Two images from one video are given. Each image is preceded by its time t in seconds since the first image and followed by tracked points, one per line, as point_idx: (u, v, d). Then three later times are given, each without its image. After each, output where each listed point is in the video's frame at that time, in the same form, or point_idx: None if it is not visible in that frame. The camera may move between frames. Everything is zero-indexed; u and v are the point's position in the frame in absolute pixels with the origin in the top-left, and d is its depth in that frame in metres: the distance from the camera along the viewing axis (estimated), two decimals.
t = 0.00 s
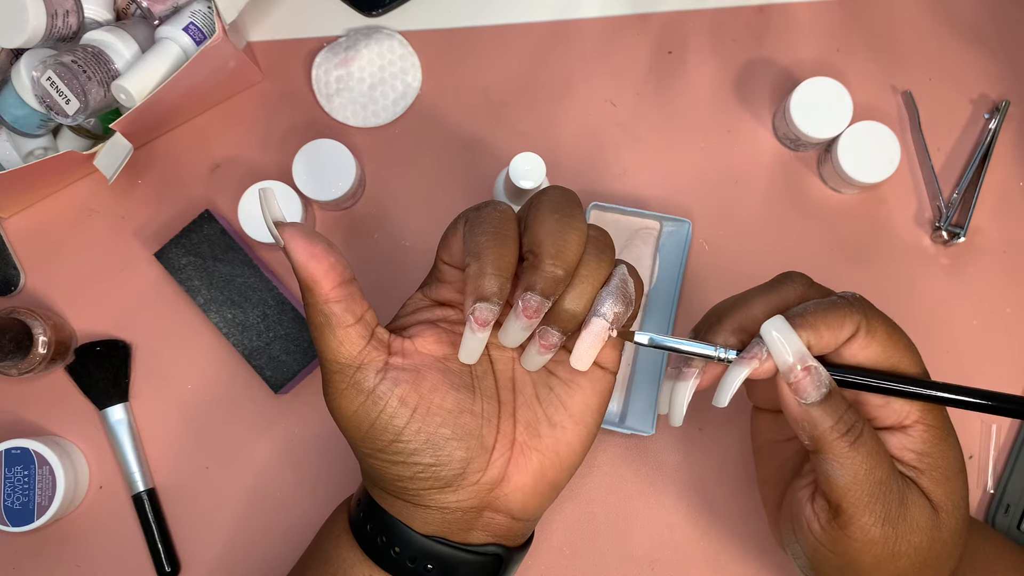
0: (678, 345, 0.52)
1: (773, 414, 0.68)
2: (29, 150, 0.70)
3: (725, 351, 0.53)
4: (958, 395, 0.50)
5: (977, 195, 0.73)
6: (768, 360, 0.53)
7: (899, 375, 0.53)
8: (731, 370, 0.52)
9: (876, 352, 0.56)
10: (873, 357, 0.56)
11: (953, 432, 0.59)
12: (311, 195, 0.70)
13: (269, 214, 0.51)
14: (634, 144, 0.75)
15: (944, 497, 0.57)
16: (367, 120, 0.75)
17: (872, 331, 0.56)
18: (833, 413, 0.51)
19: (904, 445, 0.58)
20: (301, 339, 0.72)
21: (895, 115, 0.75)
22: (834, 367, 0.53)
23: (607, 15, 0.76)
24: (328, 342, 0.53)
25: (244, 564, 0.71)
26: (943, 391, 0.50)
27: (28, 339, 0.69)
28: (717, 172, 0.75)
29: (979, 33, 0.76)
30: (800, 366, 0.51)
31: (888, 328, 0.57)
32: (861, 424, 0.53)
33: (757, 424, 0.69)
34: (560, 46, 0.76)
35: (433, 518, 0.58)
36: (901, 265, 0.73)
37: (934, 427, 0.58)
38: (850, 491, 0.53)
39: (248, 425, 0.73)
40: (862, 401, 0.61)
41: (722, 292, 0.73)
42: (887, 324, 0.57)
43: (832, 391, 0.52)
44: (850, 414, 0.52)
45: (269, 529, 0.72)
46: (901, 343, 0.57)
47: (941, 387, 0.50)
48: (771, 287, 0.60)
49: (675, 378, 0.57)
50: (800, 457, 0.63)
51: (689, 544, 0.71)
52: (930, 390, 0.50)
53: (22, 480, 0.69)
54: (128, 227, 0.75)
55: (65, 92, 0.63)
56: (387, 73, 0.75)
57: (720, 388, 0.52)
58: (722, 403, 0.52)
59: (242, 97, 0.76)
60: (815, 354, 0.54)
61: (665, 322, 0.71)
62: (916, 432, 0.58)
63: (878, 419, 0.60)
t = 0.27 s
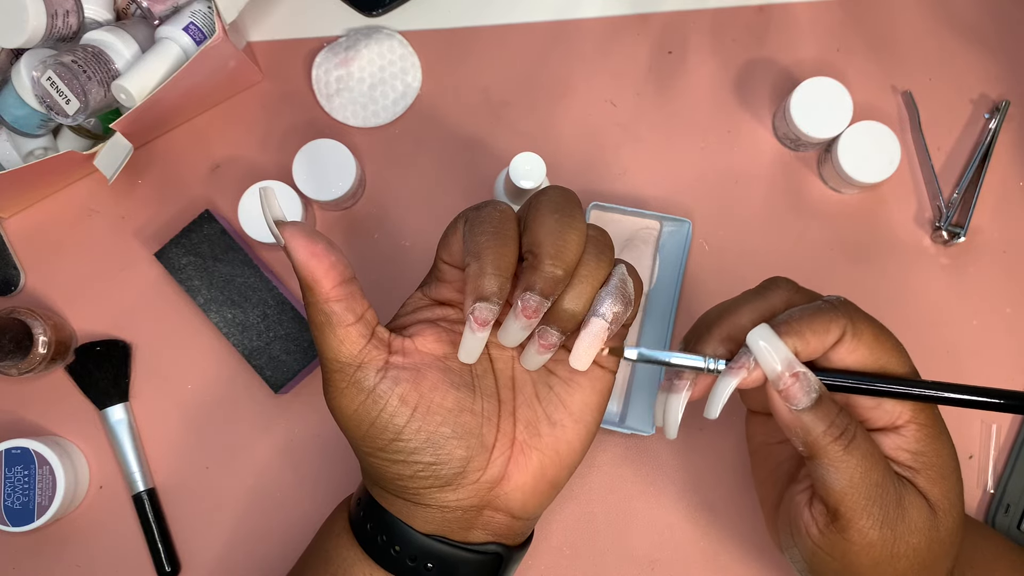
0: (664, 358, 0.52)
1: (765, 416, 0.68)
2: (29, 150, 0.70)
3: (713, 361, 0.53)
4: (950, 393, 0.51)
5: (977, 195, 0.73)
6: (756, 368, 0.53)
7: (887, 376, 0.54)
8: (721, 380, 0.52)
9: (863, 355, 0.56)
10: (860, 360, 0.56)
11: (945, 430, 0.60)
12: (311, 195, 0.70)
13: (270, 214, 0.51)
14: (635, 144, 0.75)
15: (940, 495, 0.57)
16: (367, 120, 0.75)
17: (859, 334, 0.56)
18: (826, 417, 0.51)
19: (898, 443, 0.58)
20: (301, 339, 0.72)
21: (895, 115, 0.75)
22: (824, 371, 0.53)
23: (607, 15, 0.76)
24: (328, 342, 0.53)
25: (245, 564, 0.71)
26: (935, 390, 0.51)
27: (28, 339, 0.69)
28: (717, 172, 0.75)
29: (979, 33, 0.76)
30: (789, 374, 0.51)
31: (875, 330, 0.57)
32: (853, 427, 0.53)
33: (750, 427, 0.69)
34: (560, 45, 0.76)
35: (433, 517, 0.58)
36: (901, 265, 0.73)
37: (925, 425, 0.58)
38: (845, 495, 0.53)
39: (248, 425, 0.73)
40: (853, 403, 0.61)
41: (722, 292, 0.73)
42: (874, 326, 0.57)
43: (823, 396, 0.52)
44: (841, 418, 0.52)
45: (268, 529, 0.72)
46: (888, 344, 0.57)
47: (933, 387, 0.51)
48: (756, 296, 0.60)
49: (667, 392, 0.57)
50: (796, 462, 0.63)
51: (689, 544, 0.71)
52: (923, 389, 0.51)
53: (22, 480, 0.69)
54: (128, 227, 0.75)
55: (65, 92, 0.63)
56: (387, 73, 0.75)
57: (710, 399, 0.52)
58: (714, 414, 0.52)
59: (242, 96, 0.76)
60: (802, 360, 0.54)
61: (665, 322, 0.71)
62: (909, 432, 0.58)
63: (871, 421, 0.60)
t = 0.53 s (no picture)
0: (678, 348, 0.52)
1: (774, 413, 0.67)
2: (29, 150, 0.70)
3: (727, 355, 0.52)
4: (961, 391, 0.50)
5: (977, 195, 0.73)
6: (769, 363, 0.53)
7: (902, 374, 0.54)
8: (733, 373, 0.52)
9: (877, 352, 0.56)
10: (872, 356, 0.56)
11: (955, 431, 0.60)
12: (311, 195, 0.70)
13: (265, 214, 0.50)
14: (635, 144, 0.75)
15: (948, 495, 0.57)
16: (367, 120, 0.75)
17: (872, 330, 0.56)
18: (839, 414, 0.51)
19: (909, 445, 0.58)
20: (301, 339, 0.72)
21: (895, 115, 0.75)
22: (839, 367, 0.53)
23: (608, 15, 0.76)
24: (329, 348, 0.53)
25: (245, 565, 0.71)
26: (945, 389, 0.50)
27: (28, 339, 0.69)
28: (717, 172, 0.75)
29: (979, 33, 0.76)
30: (803, 370, 0.51)
31: (889, 326, 0.57)
32: (866, 424, 0.53)
33: (757, 423, 0.69)
34: (560, 45, 0.76)
35: (436, 520, 0.58)
36: (901, 265, 0.73)
37: (936, 425, 0.58)
38: (855, 493, 0.53)
39: (248, 425, 0.73)
40: (864, 401, 0.61)
41: (722, 292, 0.73)
42: (888, 323, 0.57)
43: (836, 392, 0.52)
44: (854, 414, 0.52)
45: (269, 529, 0.72)
46: (902, 342, 0.57)
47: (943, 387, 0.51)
48: (770, 289, 0.60)
49: (677, 383, 0.57)
50: (803, 457, 0.63)
51: (689, 544, 0.71)
52: (931, 388, 0.50)
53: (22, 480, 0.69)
54: (128, 227, 0.75)
55: (65, 92, 0.63)
56: (387, 73, 0.75)
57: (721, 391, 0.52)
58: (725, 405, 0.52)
59: (242, 96, 0.76)
60: (818, 355, 0.54)
61: (665, 322, 0.71)
62: (920, 432, 0.58)
63: (882, 419, 0.60)
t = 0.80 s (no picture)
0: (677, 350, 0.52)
1: (773, 413, 0.67)
2: (29, 150, 0.70)
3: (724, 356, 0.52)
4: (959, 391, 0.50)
5: (977, 195, 0.73)
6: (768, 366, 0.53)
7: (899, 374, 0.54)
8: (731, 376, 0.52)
9: (877, 351, 0.56)
10: (870, 356, 0.56)
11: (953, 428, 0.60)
12: (311, 195, 0.70)
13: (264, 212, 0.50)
14: (635, 144, 0.75)
15: (947, 493, 0.57)
16: (367, 120, 0.75)
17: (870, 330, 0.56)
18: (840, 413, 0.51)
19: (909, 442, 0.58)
20: (301, 340, 0.72)
21: (895, 115, 0.75)
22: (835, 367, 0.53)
23: (607, 15, 0.76)
24: (328, 346, 0.53)
25: (245, 565, 0.71)
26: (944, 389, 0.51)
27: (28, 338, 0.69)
28: (717, 172, 0.75)
29: (979, 33, 0.76)
30: (800, 370, 0.51)
31: (887, 327, 0.57)
32: (864, 423, 0.53)
33: (757, 423, 0.69)
34: (561, 45, 0.76)
35: (435, 519, 0.58)
36: (901, 265, 0.73)
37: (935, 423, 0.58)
38: (854, 492, 0.53)
39: (248, 424, 0.73)
40: (863, 400, 0.61)
41: (722, 292, 0.73)
42: (887, 323, 0.57)
43: (834, 391, 0.52)
44: (852, 412, 0.52)
45: (269, 529, 0.72)
46: (901, 342, 0.57)
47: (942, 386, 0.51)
48: (768, 288, 0.60)
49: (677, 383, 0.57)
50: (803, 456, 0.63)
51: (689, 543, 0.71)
52: (930, 387, 0.50)
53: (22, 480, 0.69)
54: (128, 227, 0.75)
55: (65, 92, 0.63)
56: (387, 73, 0.75)
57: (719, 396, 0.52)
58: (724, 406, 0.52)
59: (242, 96, 0.76)
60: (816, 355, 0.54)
61: (665, 322, 0.71)
62: (919, 430, 0.58)
63: (879, 419, 0.60)
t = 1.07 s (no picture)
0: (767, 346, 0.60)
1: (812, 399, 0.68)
2: (29, 150, 0.70)
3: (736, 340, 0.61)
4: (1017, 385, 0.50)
5: (977, 195, 0.73)
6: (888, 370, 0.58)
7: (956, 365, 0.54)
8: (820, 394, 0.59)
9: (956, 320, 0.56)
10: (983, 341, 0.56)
11: None
12: (311, 195, 0.70)
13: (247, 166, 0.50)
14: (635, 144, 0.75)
15: None
16: (367, 121, 0.75)
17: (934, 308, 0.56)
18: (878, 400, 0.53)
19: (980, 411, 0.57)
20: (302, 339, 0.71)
21: (895, 115, 0.75)
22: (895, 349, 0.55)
23: (608, 15, 0.76)
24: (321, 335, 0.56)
25: (245, 565, 0.71)
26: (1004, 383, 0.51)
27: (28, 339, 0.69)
28: (717, 172, 0.75)
29: (980, 34, 0.76)
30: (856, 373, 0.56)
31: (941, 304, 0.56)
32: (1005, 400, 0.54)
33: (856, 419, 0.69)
34: (561, 46, 0.76)
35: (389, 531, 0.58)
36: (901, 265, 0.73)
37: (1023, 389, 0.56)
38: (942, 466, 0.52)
39: (248, 424, 0.73)
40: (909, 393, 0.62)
41: (722, 292, 0.73)
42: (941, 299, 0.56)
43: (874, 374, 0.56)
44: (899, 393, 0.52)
45: (268, 529, 0.72)
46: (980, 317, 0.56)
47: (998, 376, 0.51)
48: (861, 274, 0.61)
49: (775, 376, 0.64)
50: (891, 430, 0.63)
51: (688, 544, 0.71)
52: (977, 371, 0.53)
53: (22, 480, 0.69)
54: (128, 227, 0.75)
55: (65, 92, 0.63)
56: (387, 73, 0.75)
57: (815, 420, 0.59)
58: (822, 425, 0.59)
59: (242, 97, 0.76)
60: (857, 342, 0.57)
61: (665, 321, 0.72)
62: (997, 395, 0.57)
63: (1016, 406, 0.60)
